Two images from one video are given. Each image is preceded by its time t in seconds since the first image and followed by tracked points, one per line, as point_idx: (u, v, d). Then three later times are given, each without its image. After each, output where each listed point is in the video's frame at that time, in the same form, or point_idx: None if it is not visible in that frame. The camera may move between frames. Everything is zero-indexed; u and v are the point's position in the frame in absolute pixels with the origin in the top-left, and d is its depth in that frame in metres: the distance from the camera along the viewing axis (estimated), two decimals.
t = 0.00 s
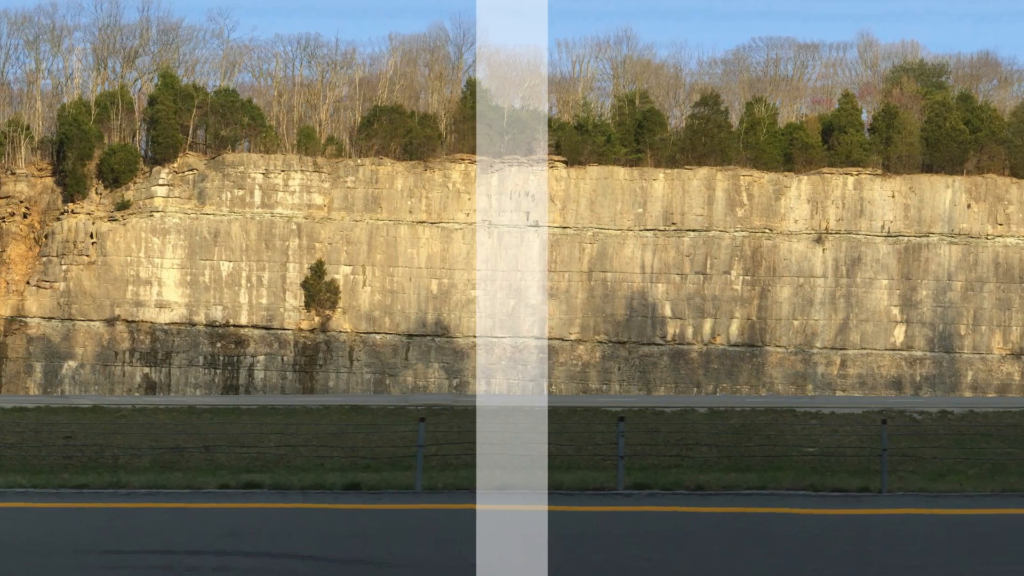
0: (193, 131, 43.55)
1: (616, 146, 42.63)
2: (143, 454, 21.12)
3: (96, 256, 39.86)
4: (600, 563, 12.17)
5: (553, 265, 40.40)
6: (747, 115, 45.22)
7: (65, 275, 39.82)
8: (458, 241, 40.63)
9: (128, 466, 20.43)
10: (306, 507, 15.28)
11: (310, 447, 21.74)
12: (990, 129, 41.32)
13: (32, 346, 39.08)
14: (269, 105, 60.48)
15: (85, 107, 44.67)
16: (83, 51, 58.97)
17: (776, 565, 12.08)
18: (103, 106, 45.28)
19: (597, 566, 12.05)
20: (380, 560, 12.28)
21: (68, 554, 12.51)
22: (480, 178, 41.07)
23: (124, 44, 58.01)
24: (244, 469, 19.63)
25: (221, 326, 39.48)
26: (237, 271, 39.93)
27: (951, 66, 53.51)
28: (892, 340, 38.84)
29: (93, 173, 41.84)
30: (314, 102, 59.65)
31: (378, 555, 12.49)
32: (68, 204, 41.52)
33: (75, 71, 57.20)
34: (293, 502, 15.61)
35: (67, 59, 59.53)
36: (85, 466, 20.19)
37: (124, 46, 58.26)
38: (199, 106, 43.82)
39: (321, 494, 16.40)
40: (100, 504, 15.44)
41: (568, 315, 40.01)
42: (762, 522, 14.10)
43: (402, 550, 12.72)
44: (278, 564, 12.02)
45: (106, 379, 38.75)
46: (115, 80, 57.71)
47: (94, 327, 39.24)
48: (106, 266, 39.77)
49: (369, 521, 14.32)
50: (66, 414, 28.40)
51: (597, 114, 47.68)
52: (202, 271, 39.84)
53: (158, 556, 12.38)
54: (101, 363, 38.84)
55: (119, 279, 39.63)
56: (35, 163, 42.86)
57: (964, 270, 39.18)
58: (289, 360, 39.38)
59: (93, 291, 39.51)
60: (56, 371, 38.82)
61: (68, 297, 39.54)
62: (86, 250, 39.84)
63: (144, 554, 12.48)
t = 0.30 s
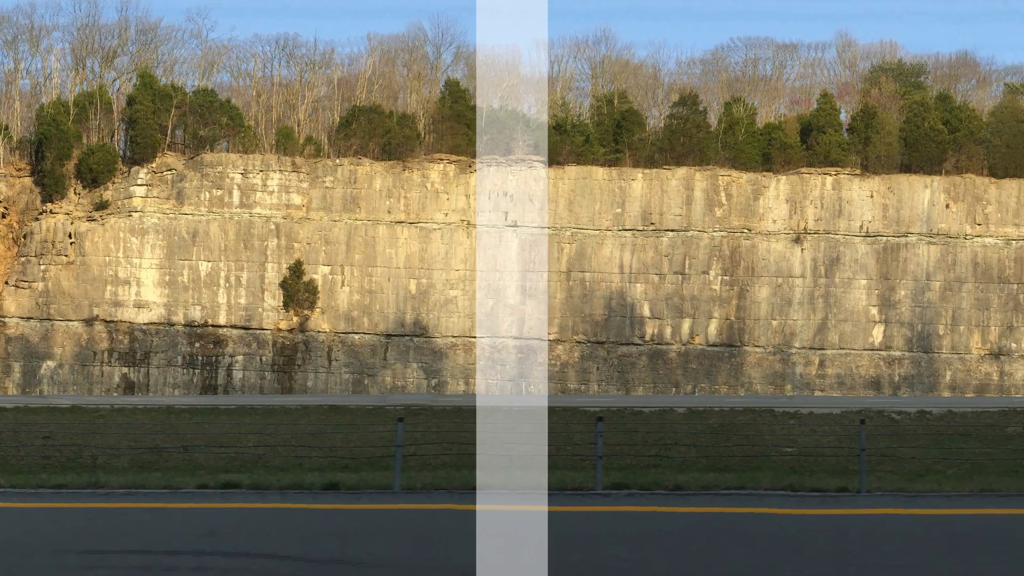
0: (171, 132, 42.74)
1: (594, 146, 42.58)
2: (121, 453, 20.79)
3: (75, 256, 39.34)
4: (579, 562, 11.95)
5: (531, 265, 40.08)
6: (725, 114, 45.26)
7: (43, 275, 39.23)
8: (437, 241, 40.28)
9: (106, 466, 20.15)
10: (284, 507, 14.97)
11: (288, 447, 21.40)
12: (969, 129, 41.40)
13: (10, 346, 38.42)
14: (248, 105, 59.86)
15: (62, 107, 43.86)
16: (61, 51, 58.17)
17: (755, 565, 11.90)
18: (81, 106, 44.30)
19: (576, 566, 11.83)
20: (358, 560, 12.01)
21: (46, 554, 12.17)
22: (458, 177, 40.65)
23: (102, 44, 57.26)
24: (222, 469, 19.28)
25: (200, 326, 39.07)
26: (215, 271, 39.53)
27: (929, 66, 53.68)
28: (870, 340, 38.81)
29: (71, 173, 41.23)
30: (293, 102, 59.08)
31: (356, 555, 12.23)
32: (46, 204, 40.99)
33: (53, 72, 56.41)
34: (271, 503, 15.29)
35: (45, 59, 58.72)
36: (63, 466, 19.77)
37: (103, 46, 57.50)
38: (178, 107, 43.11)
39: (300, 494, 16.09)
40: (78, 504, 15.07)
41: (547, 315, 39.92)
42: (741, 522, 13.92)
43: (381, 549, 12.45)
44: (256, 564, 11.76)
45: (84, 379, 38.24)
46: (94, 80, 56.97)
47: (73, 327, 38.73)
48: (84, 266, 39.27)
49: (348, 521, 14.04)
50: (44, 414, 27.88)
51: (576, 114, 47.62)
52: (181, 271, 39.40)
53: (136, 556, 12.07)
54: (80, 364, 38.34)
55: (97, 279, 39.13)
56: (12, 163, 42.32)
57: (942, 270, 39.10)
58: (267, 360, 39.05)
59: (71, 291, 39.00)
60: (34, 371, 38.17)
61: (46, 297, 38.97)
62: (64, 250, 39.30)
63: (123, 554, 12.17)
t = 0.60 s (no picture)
0: (149, 131, 43.28)
1: (573, 146, 42.52)
2: (99, 453, 20.36)
3: (53, 256, 38.71)
4: (558, 562, 11.74)
5: (510, 265, 39.90)
6: (704, 114, 45.27)
7: (21, 275, 38.70)
8: (415, 242, 40.06)
9: (84, 466, 19.74)
10: (262, 507, 14.67)
11: (267, 447, 21.05)
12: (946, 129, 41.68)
13: None
14: (226, 105, 59.22)
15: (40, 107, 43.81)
16: (40, 51, 57.30)
17: (735, 565, 11.73)
18: (59, 107, 44.21)
19: (556, 566, 11.61)
20: (337, 560, 11.77)
21: (24, 554, 11.86)
22: (437, 177, 40.41)
23: (81, 44, 56.46)
24: (201, 469, 18.93)
25: (179, 326, 38.55)
26: (194, 271, 39.02)
27: (908, 67, 53.96)
28: (849, 340, 38.72)
29: (50, 173, 41.15)
30: (271, 102, 58.46)
31: (335, 554, 11.99)
32: (24, 204, 40.77)
33: (32, 71, 55.54)
34: (250, 502, 14.99)
35: (23, 59, 57.87)
36: (41, 466, 19.33)
37: (81, 46, 56.71)
38: (156, 106, 43.49)
39: (279, 494, 15.78)
40: (55, 504, 14.70)
41: (525, 315, 39.59)
42: (722, 522, 13.75)
43: (360, 549, 12.20)
44: (235, 564, 11.52)
45: (63, 379, 37.61)
46: (72, 81, 56.17)
47: (51, 327, 38.09)
48: (63, 266, 38.65)
49: (327, 521, 13.77)
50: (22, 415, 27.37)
51: (554, 115, 47.59)
52: (159, 271, 38.88)
53: (115, 556, 11.79)
54: (58, 364, 37.69)
55: (76, 279, 38.50)
56: None
57: (920, 270, 38.98)
58: (246, 360, 38.48)
59: (50, 292, 38.38)
60: (12, 371, 37.48)
61: (25, 297, 38.39)
62: (42, 250, 38.71)
63: (102, 554, 11.88)
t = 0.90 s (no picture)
0: (128, 131, 42.88)
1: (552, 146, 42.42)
2: (78, 453, 20.04)
3: (32, 256, 38.67)
4: (537, 562, 11.55)
5: (489, 265, 39.77)
6: (682, 114, 45.24)
7: None
8: (394, 242, 39.76)
9: (62, 465, 19.42)
10: (241, 507, 14.39)
11: (245, 447, 20.73)
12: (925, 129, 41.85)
13: None
14: (204, 105, 58.62)
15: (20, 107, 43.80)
16: (18, 51, 56.56)
17: (714, 565, 11.57)
18: (38, 107, 44.22)
19: (534, 567, 11.43)
20: (315, 560, 11.55)
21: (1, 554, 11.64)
22: (416, 177, 40.19)
23: (60, 44, 55.76)
24: (179, 469, 18.59)
25: (157, 326, 38.43)
26: (173, 271, 38.82)
27: (887, 67, 54.18)
28: (827, 340, 38.58)
29: (27, 173, 40.30)
30: (250, 101, 57.86)
31: (314, 554, 11.77)
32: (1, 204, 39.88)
33: (10, 71, 54.77)
34: (229, 502, 14.70)
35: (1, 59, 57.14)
36: (19, 466, 18.95)
37: (60, 46, 56.02)
38: (135, 106, 43.33)
39: (257, 494, 15.49)
40: (32, 504, 14.37)
41: (503, 316, 39.56)
42: (702, 522, 13.57)
43: (339, 549, 11.99)
44: (213, 564, 11.31)
45: (41, 379, 37.53)
46: (51, 81, 55.47)
47: (30, 327, 38.10)
48: (41, 266, 38.60)
49: (306, 520, 13.51)
50: None
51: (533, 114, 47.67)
52: (138, 271, 38.66)
53: (93, 556, 11.59)
54: (37, 364, 37.65)
55: (55, 279, 38.46)
56: None
57: (899, 270, 38.81)
58: (224, 360, 38.35)
59: (29, 291, 38.37)
60: None
61: (4, 297, 38.43)
62: (21, 250, 38.64)
63: (80, 554, 11.67)
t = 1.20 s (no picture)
0: (107, 132, 42.06)
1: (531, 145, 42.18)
2: (56, 453, 19.67)
3: (10, 256, 38.53)
4: (515, 562, 11.36)
5: (467, 265, 39.36)
6: (661, 115, 45.21)
7: None
8: (373, 241, 39.56)
9: (40, 465, 19.05)
10: (219, 506, 14.11)
11: (224, 447, 20.40)
12: (903, 129, 41.54)
13: None
14: (183, 106, 58.01)
15: None
16: None
17: (693, 565, 11.41)
18: (15, 107, 43.14)
19: (513, 567, 11.23)
20: (294, 560, 11.32)
21: None
22: (394, 177, 39.99)
23: (39, 44, 55.03)
24: (158, 469, 18.25)
25: (136, 326, 38.20)
26: (151, 271, 38.52)
27: (866, 67, 54.41)
28: (806, 340, 38.55)
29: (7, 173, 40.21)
30: (228, 102, 57.25)
31: (293, 554, 11.55)
32: None
33: None
34: (207, 503, 14.41)
35: None
36: None
37: (39, 46, 55.29)
38: (114, 107, 42.54)
39: (236, 494, 15.21)
40: (7, 504, 14.02)
41: (482, 315, 39.27)
42: (681, 522, 13.41)
43: (318, 549, 11.77)
44: (192, 564, 11.07)
45: (19, 379, 37.40)
46: (29, 81, 54.70)
47: (9, 327, 37.95)
48: (20, 267, 38.44)
49: (285, 520, 13.26)
50: None
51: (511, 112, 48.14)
52: (116, 271, 38.41)
53: (70, 556, 11.32)
54: (15, 363, 37.50)
55: (33, 279, 38.25)
56: None
57: (878, 270, 38.84)
58: (203, 360, 38.22)
59: (7, 291, 38.21)
60: None
61: None
62: None
63: (57, 554, 11.40)
